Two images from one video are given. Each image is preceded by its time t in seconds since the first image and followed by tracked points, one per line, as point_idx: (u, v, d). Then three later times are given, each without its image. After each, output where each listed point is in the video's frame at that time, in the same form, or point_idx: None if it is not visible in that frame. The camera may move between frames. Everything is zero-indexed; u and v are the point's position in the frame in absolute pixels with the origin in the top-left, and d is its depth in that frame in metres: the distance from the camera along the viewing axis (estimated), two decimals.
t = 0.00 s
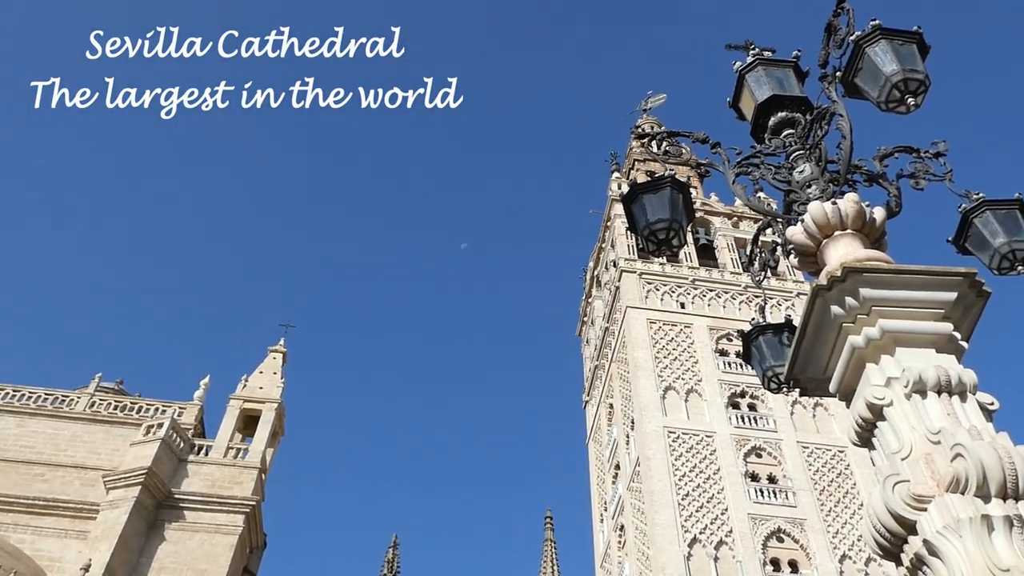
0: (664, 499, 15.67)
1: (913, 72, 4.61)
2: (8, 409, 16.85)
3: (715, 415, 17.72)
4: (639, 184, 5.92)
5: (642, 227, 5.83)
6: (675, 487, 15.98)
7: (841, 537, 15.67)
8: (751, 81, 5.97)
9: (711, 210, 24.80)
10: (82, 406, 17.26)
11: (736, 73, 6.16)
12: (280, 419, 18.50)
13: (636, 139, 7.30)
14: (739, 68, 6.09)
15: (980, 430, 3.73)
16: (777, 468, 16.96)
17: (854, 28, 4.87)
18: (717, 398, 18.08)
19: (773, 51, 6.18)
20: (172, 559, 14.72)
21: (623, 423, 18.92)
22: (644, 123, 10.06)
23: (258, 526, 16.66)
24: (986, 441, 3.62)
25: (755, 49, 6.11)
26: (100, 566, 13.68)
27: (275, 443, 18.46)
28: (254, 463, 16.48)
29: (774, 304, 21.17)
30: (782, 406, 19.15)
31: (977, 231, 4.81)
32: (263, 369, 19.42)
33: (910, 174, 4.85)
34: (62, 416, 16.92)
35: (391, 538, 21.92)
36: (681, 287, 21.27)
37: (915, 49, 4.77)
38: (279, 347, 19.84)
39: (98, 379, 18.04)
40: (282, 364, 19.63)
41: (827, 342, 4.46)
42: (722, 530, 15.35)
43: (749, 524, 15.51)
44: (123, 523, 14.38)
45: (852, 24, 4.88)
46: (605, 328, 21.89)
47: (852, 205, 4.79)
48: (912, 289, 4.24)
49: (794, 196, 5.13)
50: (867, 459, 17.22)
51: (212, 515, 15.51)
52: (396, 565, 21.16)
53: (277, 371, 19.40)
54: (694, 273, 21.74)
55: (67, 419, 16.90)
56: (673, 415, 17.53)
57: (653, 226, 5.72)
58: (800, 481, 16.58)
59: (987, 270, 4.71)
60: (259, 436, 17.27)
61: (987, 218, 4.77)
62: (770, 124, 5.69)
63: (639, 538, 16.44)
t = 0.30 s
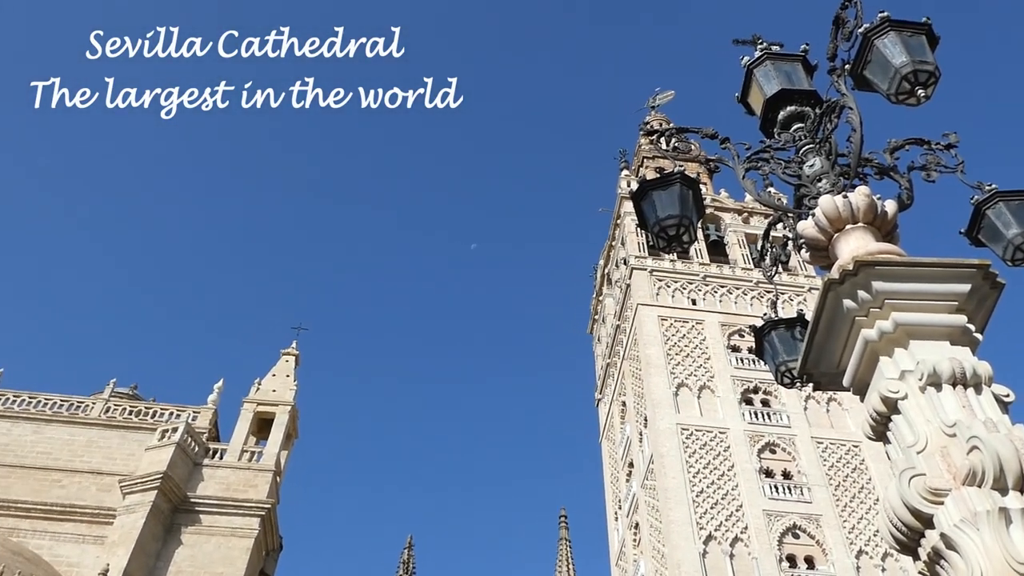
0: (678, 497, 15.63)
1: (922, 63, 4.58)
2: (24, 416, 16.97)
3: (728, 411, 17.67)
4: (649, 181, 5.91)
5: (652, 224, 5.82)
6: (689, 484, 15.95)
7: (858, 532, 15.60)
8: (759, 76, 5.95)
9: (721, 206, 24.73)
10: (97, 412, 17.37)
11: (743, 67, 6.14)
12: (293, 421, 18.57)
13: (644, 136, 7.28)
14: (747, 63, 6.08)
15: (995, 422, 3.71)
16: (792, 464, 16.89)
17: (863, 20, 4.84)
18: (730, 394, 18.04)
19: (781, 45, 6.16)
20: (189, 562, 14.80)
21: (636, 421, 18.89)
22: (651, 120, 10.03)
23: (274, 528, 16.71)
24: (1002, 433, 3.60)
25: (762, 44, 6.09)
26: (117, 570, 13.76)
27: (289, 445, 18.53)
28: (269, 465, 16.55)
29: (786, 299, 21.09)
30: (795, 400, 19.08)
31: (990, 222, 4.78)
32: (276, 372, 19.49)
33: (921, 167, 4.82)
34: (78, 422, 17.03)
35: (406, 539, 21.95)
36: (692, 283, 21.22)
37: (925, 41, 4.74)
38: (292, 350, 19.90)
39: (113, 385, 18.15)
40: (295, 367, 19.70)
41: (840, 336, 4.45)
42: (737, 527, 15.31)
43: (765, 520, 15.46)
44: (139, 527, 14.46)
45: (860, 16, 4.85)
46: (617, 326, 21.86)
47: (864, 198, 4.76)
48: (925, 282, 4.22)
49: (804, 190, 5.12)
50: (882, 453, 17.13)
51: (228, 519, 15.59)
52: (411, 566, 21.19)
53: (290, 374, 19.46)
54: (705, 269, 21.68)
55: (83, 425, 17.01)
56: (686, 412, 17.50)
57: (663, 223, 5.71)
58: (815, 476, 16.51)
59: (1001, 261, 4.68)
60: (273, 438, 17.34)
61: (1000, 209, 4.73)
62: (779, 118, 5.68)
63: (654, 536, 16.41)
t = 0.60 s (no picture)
0: (696, 485, 15.62)
1: (939, 45, 4.53)
2: (46, 412, 17.16)
3: (745, 399, 17.62)
4: (663, 168, 5.90)
5: (667, 211, 5.81)
6: (707, 472, 15.93)
7: (877, 519, 15.53)
8: (773, 61, 5.91)
9: (736, 194, 24.60)
10: (117, 407, 17.53)
11: (757, 53, 6.09)
12: (311, 413, 18.68)
13: (658, 123, 7.25)
14: (760, 48, 6.03)
15: (1016, 406, 3.69)
16: (810, 451, 16.84)
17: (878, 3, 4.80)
18: (746, 382, 17.99)
19: (795, 30, 6.11)
20: (211, 554, 14.94)
21: (652, 410, 18.87)
22: (665, 107, 9.98)
23: (293, 520, 16.84)
24: None
25: (777, 29, 6.04)
26: (140, 562, 13.91)
27: (307, 437, 18.65)
28: (288, 458, 16.66)
29: (803, 286, 20.98)
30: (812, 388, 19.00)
31: (1009, 206, 4.73)
32: (293, 365, 19.60)
33: (938, 150, 4.78)
34: (99, 417, 17.20)
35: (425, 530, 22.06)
36: (707, 271, 21.15)
37: (941, 23, 4.69)
38: (308, 343, 20.00)
39: (133, 380, 18.31)
40: (312, 360, 19.80)
41: (858, 321, 4.42)
42: (755, 514, 15.29)
43: (783, 508, 15.43)
44: (161, 520, 14.61)
45: None
46: (632, 315, 21.82)
47: (880, 182, 4.73)
48: (943, 266, 4.19)
49: (820, 175, 5.08)
50: (901, 440, 17.04)
51: (248, 511, 15.71)
52: (430, 556, 21.30)
53: (307, 366, 19.57)
54: (720, 257, 21.59)
55: (104, 419, 17.18)
56: (703, 400, 17.47)
57: (678, 211, 5.70)
58: (833, 464, 16.45)
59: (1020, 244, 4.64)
60: (292, 431, 17.45)
61: (1019, 192, 4.69)
62: (794, 104, 5.64)
63: (672, 524, 16.42)
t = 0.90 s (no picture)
0: (730, 457, 15.61)
1: (970, 3, 4.44)
2: (87, 399, 17.52)
3: (778, 370, 17.53)
4: (690, 138, 5.86)
5: (695, 182, 5.77)
6: (741, 444, 15.91)
7: (914, 487, 15.42)
8: (800, 26, 5.82)
9: (763, 163, 24.33)
10: (156, 393, 17.85)
11: (783, 18, 6.00)
12: (345, 395, 18.89)
13: (684, 93, 7.18)
14: (786, 13, 5.94)
15: None
16: (845, 420, 16.74)
17: None
18: (779, 352, 17.89)
19: None
20: (252, 535, 15.23)
21: (684, 383, 18.85)
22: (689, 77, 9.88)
23: (331, 500, 17.08)
24: None
25: None
26: (184, 543, 14.21)
27: (342, 418, 18.87)
28: (324, 439, 16.88)
29: (834, 254, 20.76)
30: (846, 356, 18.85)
31: None
32: (326, 348, 19.81)
33: (971, 110, 4.70)
34: (138, 403, 17.53)
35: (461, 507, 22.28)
36: (736, 243, 20.99)
37: None
38: (340, 325, 20.19)
39: (169, 366, 18.61)
40: (343, 342, 19.99)
41: (893, 287, 4.39)
42: (791, 484, 15.26)
43: (819, 478, 15.39)
44: (203, 502, 14.90)
45: None
46: (661, 289, 21.74)
47: (912, 145, 4.67)
48: (979, 227, 4.13)
49: (850, 140, 5.02)
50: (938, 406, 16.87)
51: (287, 491, 15.97)
52: (466, 533, 21.52)
53: (340, 348, 19.77)
54: (749, 228, 21.41)
55: (143, 405, 17.51)
56: (736, 372, 17.41)
57: (706, 181, 5.66)
58: (869, 432, 16.34)
59: None
60: (327, 412, 17.67)
61: None
62: (822, 69, 5.56)
63: (706, 496, 16.44)
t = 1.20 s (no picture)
0: (770, 425, 15.55)
1: None
2: (133, 387, 17.90)
3: (816, 336, 17.38)
4: (720, 104, 5.79)
5: (727, 148, 5.72)
6: (781, 412, 15.83)
7: (960, 449, 15.25)
8: None
9: (795, 127, 23.97)
10: (199, 379, 18.17)
11: None
12: (384, 375, 19.08)
13: (712, 58, 7.09)
14: None
15: None
16: (886, 384, 16.56)
17: None
18: (817, 318, 17.73)
19: None
20: (299, 515, 15.52)
21: (721, 352, 18.77)
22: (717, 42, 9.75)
23: (375, 479, 17.32)
24: None
25: None
26: (233, 525, 14.53)
27: (382, 399, 19.09)
28: (364, 419, 17.09)
29: (871, 217, 20.45)
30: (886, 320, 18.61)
31: None
32: (363, 330, 20.00)
33: (1011, 62, 4.60)
34: (182, 389, 17.87)
35: (502, 483, 22.47)
36: (770, 209, 20.76)
37: None
38: (375, 307, 20.35)
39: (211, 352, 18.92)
40: (380, 323, 20.17)
41: (934, 246, 4.34)
42: (833, 450, 15.17)
43: (861, 443, 15.28)
44: (250, 485, 15.20)
45: None
46: (695, 259, 21.60)
47: (950, 100, 4.58)
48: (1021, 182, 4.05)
49: (885, 99, 4.94)
50: (982, 366, 16.61)
51: (331, 472, 16.22)
52: (508, 508, 21.73)
53: (376, 330, 19.94)
54: (783, 194, 21.16)
55: (188, 392, 17.85)
56: (774, 339, 17.29)
57: (739, 147, 5.61)
58: (912, 395, 16.17)
59: None
60: (366, 393, 17.88)
61: None
62: (854, 27, 5.46)
63: (748, 465, 16.40)
